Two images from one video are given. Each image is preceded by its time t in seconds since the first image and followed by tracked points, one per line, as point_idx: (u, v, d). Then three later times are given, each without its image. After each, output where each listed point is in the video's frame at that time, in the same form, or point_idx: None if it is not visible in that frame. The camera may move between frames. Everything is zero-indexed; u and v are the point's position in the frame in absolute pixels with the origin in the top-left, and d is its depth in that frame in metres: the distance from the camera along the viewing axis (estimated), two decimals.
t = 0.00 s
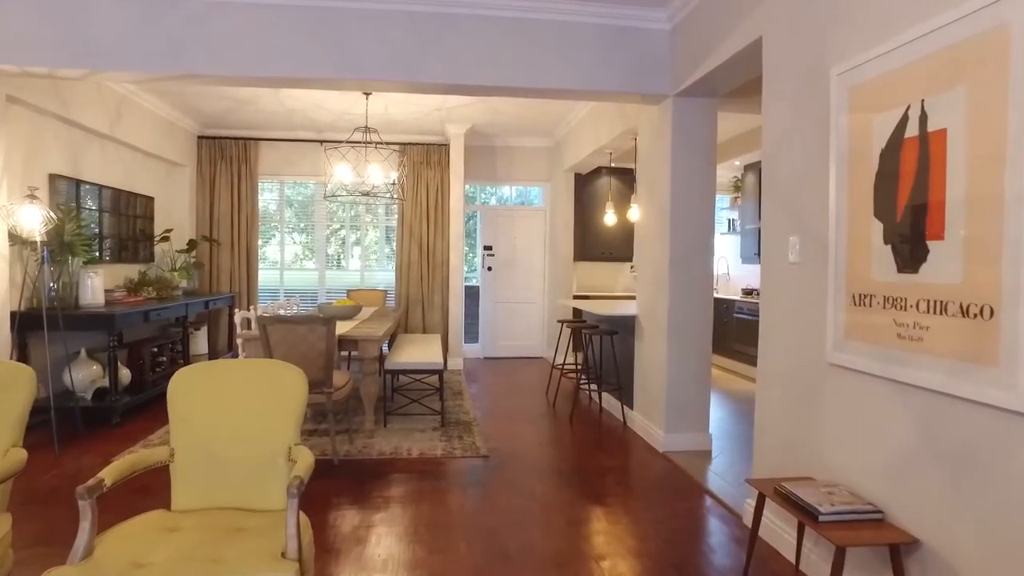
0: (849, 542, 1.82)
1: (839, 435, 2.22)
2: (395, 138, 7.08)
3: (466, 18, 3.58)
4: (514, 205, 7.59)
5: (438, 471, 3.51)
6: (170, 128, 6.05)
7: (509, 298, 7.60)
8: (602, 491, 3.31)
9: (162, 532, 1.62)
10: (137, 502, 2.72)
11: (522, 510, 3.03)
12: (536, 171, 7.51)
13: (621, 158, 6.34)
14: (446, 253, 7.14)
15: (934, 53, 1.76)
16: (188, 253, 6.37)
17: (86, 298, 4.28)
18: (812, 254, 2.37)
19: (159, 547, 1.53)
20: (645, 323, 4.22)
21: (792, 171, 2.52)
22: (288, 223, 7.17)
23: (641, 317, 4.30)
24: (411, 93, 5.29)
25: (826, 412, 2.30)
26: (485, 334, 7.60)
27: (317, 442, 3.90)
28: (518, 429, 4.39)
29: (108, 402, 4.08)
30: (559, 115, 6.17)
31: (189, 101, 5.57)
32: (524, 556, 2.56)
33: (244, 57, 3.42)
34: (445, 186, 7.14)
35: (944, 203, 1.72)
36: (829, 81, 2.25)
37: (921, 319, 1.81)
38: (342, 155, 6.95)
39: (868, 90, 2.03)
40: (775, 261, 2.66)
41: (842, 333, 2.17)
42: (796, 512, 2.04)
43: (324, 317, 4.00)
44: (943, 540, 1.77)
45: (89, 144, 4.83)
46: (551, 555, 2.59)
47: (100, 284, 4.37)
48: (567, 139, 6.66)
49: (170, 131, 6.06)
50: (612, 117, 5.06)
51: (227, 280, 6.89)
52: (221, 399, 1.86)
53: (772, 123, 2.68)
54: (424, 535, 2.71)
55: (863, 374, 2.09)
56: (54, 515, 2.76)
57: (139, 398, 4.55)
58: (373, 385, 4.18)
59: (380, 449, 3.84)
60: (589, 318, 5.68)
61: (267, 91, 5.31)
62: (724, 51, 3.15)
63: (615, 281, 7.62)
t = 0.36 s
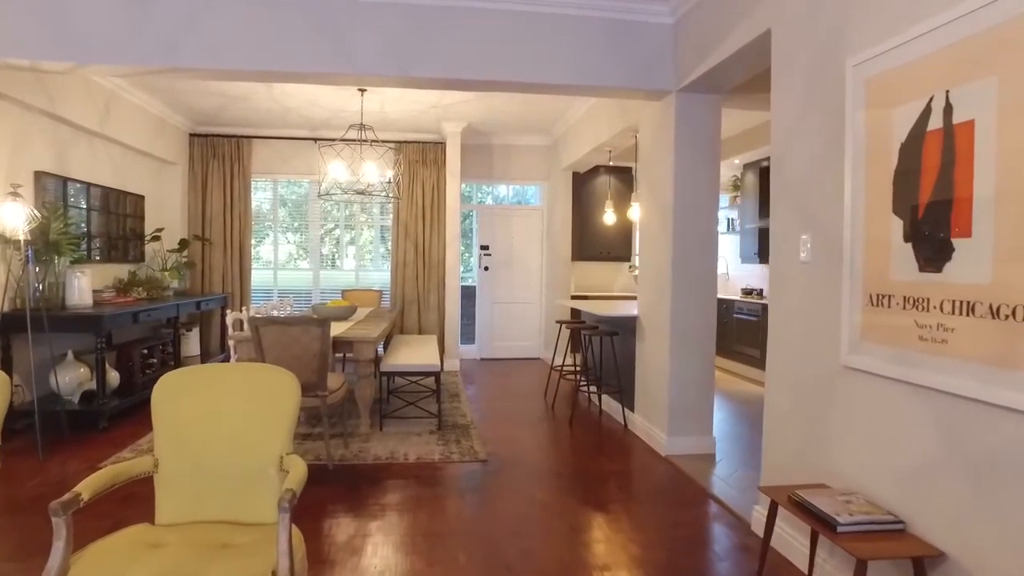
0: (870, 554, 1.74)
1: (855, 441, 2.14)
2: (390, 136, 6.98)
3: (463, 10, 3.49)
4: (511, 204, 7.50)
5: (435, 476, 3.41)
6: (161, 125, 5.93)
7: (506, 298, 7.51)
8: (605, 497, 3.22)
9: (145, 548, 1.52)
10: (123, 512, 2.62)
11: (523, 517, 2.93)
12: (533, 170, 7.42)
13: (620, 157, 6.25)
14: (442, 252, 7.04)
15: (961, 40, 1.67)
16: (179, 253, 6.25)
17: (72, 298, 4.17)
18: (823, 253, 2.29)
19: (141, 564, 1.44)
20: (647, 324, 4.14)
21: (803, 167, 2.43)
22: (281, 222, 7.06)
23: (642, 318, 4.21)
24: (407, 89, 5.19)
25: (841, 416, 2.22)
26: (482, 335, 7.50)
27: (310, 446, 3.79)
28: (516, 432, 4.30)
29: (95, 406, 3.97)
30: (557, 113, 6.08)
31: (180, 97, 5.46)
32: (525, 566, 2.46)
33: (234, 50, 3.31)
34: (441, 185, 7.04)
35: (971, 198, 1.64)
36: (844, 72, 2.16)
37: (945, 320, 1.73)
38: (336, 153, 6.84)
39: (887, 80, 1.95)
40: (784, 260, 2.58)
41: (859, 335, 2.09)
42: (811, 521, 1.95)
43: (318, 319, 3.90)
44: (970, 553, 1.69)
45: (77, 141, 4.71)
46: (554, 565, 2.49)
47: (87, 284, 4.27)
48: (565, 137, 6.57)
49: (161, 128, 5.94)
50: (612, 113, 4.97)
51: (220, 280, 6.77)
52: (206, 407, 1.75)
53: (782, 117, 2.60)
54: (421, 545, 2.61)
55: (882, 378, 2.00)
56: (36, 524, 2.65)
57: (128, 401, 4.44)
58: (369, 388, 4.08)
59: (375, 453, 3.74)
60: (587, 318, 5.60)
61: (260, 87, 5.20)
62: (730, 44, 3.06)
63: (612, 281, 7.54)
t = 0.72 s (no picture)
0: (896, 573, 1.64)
1: (875, 452, 2.04)
2: (385, 135, 6.87)
3: (461, 3, 3.38)
4: (508, 204, 7.39)
5: (432, 485, 3.30)
6: (150, 123, 5.80)
7: (502, 299, 7.40)
8: (608, 505, 3.11)
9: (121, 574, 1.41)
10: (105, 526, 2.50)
11: (524, 528, 2.83)
12: (530, 169, 7.31)
13: (619, 155, 6.15)
14: (438, 253, 6.92)
15: (996, 29, 1.57)
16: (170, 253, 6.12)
17: (56, 301, 4.04)
18: (840, 253, 2.19)
19: None
20: (649, 326, 4.04)
21: (818, 164, 2.33)
22: (274, 222, 6.94)
23: (644, 320, 4.11)
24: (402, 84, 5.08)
25: (859, 424, 2.12)
26: (478, 337, 7.39)
27: (303, 453, 3.68)
28: (514, 437, 4.19)
29: (80, 412, 3.83)
30: (554, 111, 5.98)
31: (169, 94, 5.33)
32: None
33: (224, 43, 3.20)
34: (437, 184, 6.92)
35: (1006, 195, 1.54)
36: (862, 65, 2.06)
37: (976, 325, 1.63)
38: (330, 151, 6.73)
39: (911, 72, 1.85)
40: (796, 261, 2.48)
41: (880, 340, 1.99)
42: (831, 536, 1.86)
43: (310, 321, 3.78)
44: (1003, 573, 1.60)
45: (62, 139, 4.58)
46: None
47: (72, 286, 4.13)
48: (562, 136, 6.48)
49: (150, 125, 5.81)
50: (612, 111, 4.87)
51: (211, 281, 6.64)
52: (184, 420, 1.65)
53: (793, 112, 2.50)
54: (418, 558, 2.50)
55: (905, 385, 1.91)
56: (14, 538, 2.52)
57: (116, 406, 4.31)
58: (364, 393, 3.96)
59: (370, 461, 3.63)
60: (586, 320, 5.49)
61: (251, 83, 5.07)
62: (738, 37, 2.97)
63: (610, 281, 7.45)
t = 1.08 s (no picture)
0: None
1: (896, 462, 1.94)
2: (380, 133, 6.75)
3: None
4: (504, 203, 7.28)
5: (429, 493, 3.19)
6: (139, 120, 5.67)
7: (499, 300, 7.29)
8: (611, 514, 3.01)
9: None
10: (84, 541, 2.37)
11: (525, 539, 2.72)
12: (528, 168, 7.21)
13: (618, 154, 6.05)
14: (434, 253, 6.81)
15: None
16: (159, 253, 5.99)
17: (40, 302, 3.91)
18: (857, 253, 2.09)
19: None
20: (651, 328, 3.94)
21: (832, 160, 2.23)
22: (267, 222, 6.82)
23: (646, 321, 4.01)
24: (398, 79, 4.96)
25: (879, 432, 2.02)
26: (475, 338, 7.28)
27: (294, 460, 3.56)
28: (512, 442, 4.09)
29: (64, 417, 3.69)
30: (552, 108, 5.89)
31: (158, 90, 5.21)
32: None
33: (212, 36, 3.08)
34: (433, 184, 6.81)
35: None
36: (883, 55, 1.96)
37: (1010, 330, 1.53)
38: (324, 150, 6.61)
39: (937, 62, 1.75)
40: (809, 263, 2.38)
41: (901, 344, 1.89)
42: (852, 552, 1.75)
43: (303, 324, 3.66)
44: None
45: (46, 135, 4.45)
46: None
47: (56, 288, 4.00)
48: (560, 134, 6.38)
49: (139, 122, 5.68)
50: (612, 108, 4.76)
51: (202, 282, 6.51)
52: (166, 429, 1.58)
53: (806, 106, 2.40)
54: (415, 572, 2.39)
55: (930, 392, 1.81)
56: None
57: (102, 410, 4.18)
58: (358, 397, 3.85)
59: (365, 468, 3.52)
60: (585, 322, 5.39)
61: (243, 79, 4.95)
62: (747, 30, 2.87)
63: (608, 282, 7.36)
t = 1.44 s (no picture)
0: None
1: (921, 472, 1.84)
2: (374, 131, 6.64)
3: None
4: (500, 202, 7.17)
5: (426, 501, 3.09)
6: (128, 117, 5.54)
7: (496, 301, 7.18)
8: (615, 523, 2.91)
9: None
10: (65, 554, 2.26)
11: (526, 550, 2.61)
12: (524, 167, 7.11)
13: (618, 152, 5.95)
14: (429, 254, 6.69)
15: None
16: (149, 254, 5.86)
17: (23, 304, 3.78)
18: (877, 252, 2.00)
19: None
20: (654, 329, 3.84)
21: (849, 155, 2.14)
22: (260, 222, 6.69)
23: (649, 323, 3.91)
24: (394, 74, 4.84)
25: (901, 440, 1.93)
26: (471, 340, 7.17)
27: (286, 466, 3.44)
28: (510, 447, 3.98)
29: (48, 422, 3.57)
30: (550, 106, 5.79)
31: (147, 86, 5.09)
32: None
33: (201, 27, 2.97)
34: (428, 183, 6.70)
35: None
36: (905, 44, 1.86)
37: None
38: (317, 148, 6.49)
39: (966, 50, 1.65)
40: (823, 262, 2.29)
41: (927, 348, 1.79)
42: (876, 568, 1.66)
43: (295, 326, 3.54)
44: None
45: (30, 131, 4.33)
46: None
47: (40, 288, 3.87)
48: (558, 133, 6.28)
49: (128, 119, 5.55)
50: (613, 104, 4.66)
51: (193, 283, 6.37)
52: (151, 436, 1.52)
53: (820, 99, 2.30)
54: None
55: (959, 399, 1.71)
56: None
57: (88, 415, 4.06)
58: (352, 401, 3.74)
59: (359, 474, 3.40)
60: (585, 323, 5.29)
61: (234, 74, 4.83)
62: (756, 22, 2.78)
63: (606, 282, 7.26)
